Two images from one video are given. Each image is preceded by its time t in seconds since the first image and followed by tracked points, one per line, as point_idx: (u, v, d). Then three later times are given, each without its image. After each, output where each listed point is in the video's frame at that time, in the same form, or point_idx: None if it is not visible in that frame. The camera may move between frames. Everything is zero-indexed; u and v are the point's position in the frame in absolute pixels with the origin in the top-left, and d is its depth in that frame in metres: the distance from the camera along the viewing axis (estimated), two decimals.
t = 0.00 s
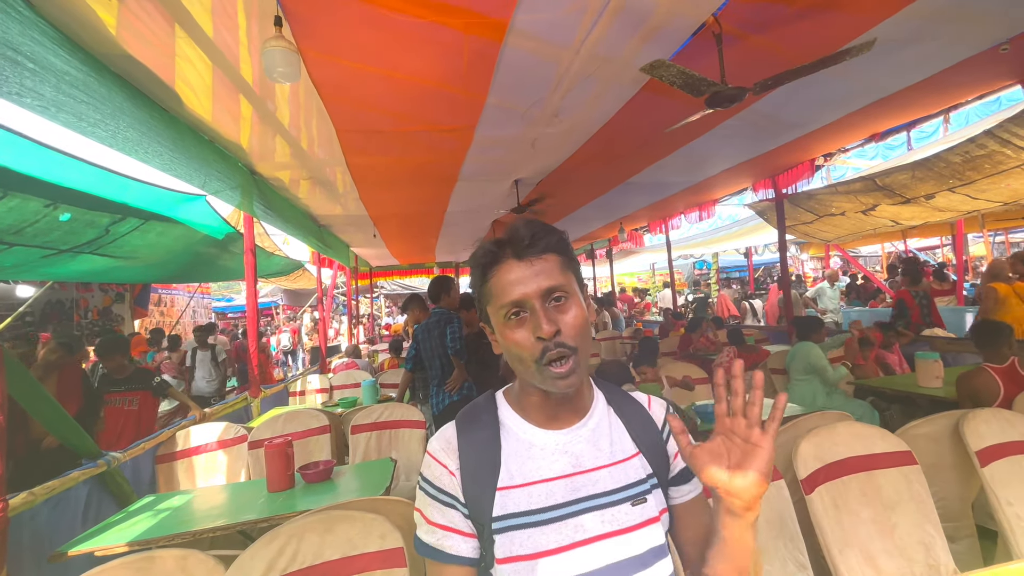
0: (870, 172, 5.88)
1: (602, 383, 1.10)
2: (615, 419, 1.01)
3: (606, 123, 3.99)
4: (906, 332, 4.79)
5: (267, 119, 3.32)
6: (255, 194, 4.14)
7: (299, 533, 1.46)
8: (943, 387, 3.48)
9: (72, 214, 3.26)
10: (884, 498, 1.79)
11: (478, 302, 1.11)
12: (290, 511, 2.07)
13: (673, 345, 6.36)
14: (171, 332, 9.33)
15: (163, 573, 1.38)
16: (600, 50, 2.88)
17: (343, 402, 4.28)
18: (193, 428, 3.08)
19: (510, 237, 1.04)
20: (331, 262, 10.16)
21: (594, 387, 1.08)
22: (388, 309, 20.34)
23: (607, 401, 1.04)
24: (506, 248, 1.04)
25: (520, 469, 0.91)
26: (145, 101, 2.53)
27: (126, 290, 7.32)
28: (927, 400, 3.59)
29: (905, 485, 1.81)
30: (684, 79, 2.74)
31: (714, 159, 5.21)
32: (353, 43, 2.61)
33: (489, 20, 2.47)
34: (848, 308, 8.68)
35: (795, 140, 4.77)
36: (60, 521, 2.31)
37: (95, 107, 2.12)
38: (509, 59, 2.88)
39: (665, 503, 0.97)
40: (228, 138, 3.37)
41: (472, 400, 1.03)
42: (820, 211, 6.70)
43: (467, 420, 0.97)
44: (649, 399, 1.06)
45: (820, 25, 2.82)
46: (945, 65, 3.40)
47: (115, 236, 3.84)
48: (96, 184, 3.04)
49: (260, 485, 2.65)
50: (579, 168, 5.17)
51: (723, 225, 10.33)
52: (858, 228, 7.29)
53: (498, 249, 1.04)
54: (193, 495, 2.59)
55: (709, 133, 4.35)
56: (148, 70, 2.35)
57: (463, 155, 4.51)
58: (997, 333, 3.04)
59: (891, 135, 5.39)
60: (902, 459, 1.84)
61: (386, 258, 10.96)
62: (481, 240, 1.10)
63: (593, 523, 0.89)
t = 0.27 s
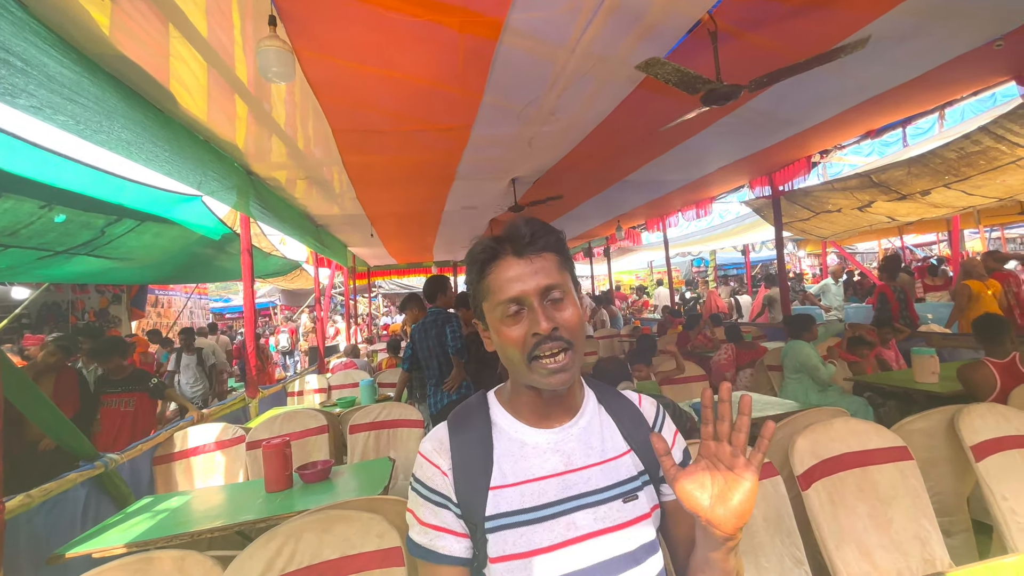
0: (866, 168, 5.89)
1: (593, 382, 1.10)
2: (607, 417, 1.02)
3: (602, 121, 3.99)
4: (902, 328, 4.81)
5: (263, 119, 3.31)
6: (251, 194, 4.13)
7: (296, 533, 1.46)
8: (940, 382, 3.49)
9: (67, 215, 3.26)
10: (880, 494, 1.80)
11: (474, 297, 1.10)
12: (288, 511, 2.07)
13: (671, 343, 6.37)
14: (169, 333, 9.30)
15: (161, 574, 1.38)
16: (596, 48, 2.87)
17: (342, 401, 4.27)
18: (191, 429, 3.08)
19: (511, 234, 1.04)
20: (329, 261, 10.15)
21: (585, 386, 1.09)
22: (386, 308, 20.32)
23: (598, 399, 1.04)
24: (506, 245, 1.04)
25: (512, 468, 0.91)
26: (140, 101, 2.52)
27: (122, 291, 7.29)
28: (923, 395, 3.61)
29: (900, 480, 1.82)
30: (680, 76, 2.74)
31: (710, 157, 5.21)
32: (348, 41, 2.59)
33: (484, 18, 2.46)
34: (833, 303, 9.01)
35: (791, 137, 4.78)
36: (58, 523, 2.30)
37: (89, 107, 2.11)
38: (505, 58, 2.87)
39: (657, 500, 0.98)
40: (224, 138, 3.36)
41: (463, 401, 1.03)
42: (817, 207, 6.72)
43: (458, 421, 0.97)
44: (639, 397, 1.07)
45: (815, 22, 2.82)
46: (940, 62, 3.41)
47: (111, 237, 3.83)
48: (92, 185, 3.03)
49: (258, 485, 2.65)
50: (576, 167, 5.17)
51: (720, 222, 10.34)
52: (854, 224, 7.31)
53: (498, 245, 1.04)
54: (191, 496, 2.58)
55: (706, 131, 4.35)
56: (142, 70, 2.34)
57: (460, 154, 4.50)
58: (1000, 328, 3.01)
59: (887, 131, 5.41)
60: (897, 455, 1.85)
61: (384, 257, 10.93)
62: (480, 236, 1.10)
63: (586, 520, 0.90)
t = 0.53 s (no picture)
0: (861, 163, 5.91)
1: (584, 384, 1.08)
2: (598, 421, 1.00)
3: (598, 116, 3.96)
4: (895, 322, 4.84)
5: (254, 114, 3.26)
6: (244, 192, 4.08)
7: (292, 536, 1.44)
8: (933, 376, 3.52)
9: (54, 213, 3.21)
10: (877, 489, 1.80)
11: (490, 282, 1.02)
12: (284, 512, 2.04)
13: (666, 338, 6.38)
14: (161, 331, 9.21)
15: None
16: (591, 43, 2.84)
17: (337, 399, 4.25)
18: (184, 429, 3.05)
19: (553, 226, 1.04)
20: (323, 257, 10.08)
21: (576, 389, 1.07)
22: (381, 304, 20.26)
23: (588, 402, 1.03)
24: (546, 234, 1.03)
25: (501, 477, 0.90)
26: (128, 97, 2.46)
27: (113, 289, 7.20)
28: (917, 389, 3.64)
29: (897, 476, 1.83)
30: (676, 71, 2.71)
31: (706, 152, 5.20)
32: (341, 35, 2.55)
33: (478, 12, 2.42)
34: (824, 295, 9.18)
35: (786, 132, 4.77)
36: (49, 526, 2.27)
37: (75, 102, 2.06)
38: (500, 52, 2.84)
39: (652, 502, 0.96)
40: (215, 134, 3.30)
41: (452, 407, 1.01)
42: (811, 202, 6.74)
43: (446, 428, 0.95)
44: (630, 395, 1.06)
45: (811, 16, 2.81)
46: (935, 57, 3.41)
47: (100, 234, 3.78)
48: (80, 182, 2.97)
49: (252, 486, 2.63)
50: (571, 162, 5.15)
51: (715, 217, 10.36)
52: (848, 219, 7.34)
53: (539, 232, 1.03)
54: (185, 497, 2.55)
55: (701, 126, 4.34)
56: (130, 64, 2.29)
57: (455, 149, 4.46)
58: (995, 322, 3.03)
59: (881, 126, 5.42)
60: (894, 451, 1.86)
61: (378, 254, 10.86)
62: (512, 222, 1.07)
63: (577, 527, 0.88)
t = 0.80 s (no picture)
0: (845, 162, 6.00)
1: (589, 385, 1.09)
2: (603, 422, 1.00)
3: (588, 113, 3.95)
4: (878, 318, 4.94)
5: (237, 108, 3.18)
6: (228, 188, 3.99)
7: (284, 541, 1.42)
8: (915, 371, 3.60)
9: (30, 209, 3.11)
10: (864, 484, 1.84)
11: (480, 295, 1.06)
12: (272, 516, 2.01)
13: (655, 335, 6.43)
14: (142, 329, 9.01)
15: None
16: (582, 40, 2.83)
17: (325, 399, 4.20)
18: (168, 431, 2.98)
19: (534, 235, 1.01)
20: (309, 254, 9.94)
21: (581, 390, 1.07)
22: (368, 301, 20.09)
23: (594, 403, 1.03)
24: (526, 245, 1.00)
25: (505, 480, 0.89)
26: (106, 90, 2.39)
27: (91, 286, 7.02)
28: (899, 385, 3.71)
29: (883, 471, 1.87)
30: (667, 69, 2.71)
31: (694, 150, 5.22)
32: (328, 29, 2.50)
33: (468, 7, 2.39)
34: (806, 289, 9.44)
35: (773, 131, 4.82)
36: (29, 533, 2.21)
37: (51, 95, 1.99)
38: (490, 48, 2.81)
39: (658, 504, 0.95)
40: (198, 129, 3.23)
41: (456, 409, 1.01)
42: (797, 200, 6.83)
43: (450, 430, 0.94)
44: (634, 396, 1.06)
45: (800, 16, 2.83)
46: (918, 58, 3.46)
47: (78, 231, 3.67)
48: (56, 177, 2.88)
49: (240, 488, 2.58)
50: (560, 159, 5.13)
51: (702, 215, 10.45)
52: (832, 216, 7.46)
53: (517, 244, 1.00)
54: (170, 501, 2.50)
55: (690, 124, 4.36)
56: (108, 56, 2.21)
57: (444, 146, 4.42)
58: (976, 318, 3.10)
59: (865, 126, 5.51)
60: (881, 447, 1.89)
61: (365, 250, 10.75)
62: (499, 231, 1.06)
63: (583, 531, 0.87)
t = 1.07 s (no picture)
0: (826, 163, 6.11)
1: (595, 386, 1.07)
2: (609, 423, 0.98)
3: (575, 112, 3.95)
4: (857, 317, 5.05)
5: (218, 103, 3.11)
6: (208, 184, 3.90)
7: (267, 546, 1.39)
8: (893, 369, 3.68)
9: None
10: (846, 480, 1.87)
11: (468, 304, 1.07)
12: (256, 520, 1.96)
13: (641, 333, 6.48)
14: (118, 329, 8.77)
15: None
16: (570, 39, 2.83)
17: (309, 399, 4.13)
18: (146, 433, 2.90)
19: (506, 239, 1.01)
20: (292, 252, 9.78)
21: (586, 390, 1.06)
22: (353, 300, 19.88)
23: (600, 404, 1.01)
24: (502, 250, 1.01)
25: (510, 479, 0.88)
26: (80, 82, 2.30)
27: (65, 285, 6.81)
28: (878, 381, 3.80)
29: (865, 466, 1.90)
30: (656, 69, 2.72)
31: (680, 150, 5.27)
32: (313, 23, 2.45)
33: (456, 4, 2.37)
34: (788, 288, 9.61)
35: (757, 132, 4.88)
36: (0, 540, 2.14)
37: (24, 89, 1.91)
38: (477, 46, 2.79)
39: (662, 507, 0.94)
40: (177, 124, 3.14)
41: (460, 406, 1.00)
42: (779, 200, 6.94)
43: (455, 427, 0.94)
44: (641, 400, 1.05)
45: (784, 19, 2.86)
46: (897, 62, 3.54)
47: (50, 228, 3.56)
48: (28, 172, 2.77)
49: (223, 491, 2.53)
50: (547, 158, 5.13)
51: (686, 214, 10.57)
52: (813, 216, 7.60)
53: (493, 250, 1.01)
54: (148, 505, 2.43)
55: (676, 125, 4.40)
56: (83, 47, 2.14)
57: (431, 143, 4.39)
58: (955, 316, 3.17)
59: (845, 128, 5.62)
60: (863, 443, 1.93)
61: (350, 248, 10.63)
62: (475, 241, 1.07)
63: (587, 532, 0.87)
